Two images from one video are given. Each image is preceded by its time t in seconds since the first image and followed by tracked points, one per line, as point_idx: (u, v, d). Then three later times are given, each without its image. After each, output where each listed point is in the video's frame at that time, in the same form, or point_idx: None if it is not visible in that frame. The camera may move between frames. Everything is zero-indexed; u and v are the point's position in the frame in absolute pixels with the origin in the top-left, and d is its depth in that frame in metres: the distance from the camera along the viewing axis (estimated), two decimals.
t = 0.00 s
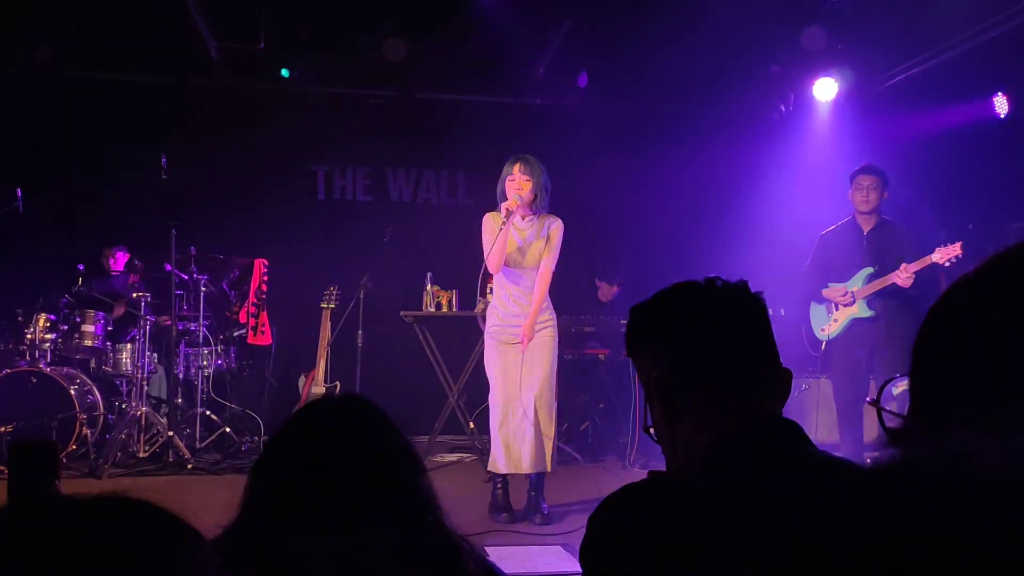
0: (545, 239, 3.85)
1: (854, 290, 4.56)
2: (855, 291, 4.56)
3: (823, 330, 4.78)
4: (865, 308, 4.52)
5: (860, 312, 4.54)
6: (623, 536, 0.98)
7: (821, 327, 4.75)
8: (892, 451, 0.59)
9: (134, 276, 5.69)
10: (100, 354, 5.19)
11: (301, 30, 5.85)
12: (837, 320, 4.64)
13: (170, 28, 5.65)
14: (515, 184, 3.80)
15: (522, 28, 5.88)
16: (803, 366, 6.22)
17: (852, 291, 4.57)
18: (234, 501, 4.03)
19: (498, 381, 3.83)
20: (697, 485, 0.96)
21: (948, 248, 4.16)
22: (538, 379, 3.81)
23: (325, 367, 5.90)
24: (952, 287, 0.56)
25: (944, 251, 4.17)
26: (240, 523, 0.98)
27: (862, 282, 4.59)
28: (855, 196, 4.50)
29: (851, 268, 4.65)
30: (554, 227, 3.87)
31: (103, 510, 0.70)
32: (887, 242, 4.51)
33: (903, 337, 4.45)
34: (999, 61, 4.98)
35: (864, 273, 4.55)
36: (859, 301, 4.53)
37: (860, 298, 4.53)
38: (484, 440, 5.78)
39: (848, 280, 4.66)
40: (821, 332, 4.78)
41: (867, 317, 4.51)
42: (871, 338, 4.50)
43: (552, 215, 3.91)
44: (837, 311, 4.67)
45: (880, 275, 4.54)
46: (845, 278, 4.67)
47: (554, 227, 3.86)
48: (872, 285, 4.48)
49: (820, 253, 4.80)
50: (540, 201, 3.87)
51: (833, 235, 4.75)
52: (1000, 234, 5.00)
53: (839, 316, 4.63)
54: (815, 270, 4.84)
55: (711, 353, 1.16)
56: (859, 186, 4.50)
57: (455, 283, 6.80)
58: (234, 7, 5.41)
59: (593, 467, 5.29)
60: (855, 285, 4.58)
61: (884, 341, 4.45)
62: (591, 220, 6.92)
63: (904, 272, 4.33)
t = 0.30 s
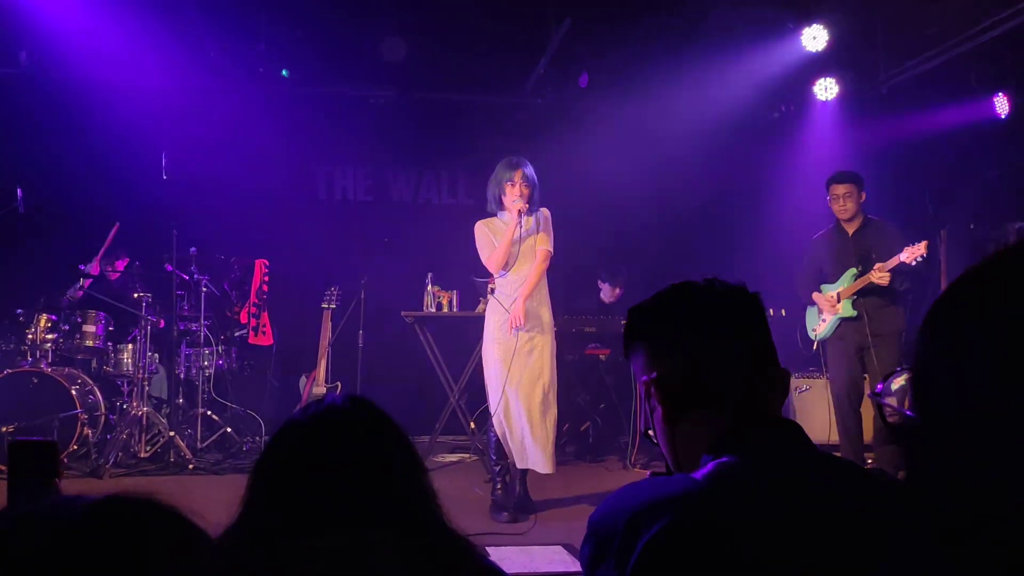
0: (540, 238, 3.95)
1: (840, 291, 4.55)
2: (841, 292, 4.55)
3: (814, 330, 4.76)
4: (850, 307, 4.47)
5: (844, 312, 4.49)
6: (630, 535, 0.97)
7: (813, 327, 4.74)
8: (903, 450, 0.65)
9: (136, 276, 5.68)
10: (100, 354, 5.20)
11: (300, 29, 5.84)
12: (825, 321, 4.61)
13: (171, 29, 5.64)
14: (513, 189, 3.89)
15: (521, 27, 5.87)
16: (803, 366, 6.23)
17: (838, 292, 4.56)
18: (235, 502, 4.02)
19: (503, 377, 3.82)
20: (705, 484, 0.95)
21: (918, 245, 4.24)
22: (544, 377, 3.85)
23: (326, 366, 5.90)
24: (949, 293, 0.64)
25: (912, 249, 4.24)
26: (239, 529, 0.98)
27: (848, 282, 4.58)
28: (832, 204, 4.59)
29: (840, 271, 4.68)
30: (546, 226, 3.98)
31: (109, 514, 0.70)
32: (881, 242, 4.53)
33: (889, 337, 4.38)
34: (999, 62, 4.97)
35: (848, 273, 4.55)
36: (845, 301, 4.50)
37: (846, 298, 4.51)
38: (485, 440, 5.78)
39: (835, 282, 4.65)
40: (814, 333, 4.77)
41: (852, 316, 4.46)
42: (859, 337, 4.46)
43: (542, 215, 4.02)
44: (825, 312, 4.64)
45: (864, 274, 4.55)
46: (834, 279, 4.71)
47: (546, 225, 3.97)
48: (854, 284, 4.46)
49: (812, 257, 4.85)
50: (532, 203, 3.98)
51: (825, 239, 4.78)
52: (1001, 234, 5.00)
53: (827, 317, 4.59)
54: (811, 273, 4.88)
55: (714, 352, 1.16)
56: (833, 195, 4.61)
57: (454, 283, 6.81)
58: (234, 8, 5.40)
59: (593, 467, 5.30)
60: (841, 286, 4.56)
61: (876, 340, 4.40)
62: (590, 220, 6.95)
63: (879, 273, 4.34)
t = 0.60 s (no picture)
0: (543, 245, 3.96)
1: (841, 292, 4.53)
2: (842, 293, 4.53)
3: (819, 334, 4.74)
4: (853, 307, 4.45)
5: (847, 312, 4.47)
6: (631, 535, 0.97)
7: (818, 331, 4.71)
8: (908, 451, 0.66)
9: (137, 276, 5.68)
10: (102, 355, 5.19)
11: (301, 32, 5.84)
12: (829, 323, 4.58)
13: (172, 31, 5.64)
14: (518, 197, 3.90)
15: (524, 30, 5.87)
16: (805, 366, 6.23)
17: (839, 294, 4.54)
18: (238, 503, 4.02)
19: (510, 379, 3.81)
20: (707, 483, 0.95)
21: (915, 238, 4.26)
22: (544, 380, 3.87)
23: (327, 367, 5.89)
24: (950, 292, 0.65)
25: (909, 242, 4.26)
26: (241, 528, 0.98)
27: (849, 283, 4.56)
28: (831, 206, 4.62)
29: (840, 272, 4.67)
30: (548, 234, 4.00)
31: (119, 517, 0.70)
32: (880, 242, 4.53)
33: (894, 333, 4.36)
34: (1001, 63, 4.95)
35: (849, 275, 4.54)
36: (847, 301, 4.48)
37: (848, 299, 4.49)
38: (486, 441, 5.77)
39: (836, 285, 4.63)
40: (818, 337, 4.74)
41: (855, 316, 4.44)
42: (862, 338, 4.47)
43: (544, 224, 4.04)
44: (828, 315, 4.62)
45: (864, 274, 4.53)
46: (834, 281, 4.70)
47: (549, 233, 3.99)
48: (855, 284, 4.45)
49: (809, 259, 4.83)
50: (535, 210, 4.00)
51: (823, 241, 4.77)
52: (1003, 236, 4.98)
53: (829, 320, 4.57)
54: (811, 274, 4.85)
55: (715, 352, 1.15)
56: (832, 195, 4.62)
57: (456, 284, 6.84)
58: (235, 11, 5.41)
59: (595, 468, 5.29)
60: (842, 287, 4.55)
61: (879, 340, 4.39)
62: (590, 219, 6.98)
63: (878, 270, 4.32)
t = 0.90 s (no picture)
0: (548, 247, 3.96)
1: (851, 291, 4.52)
2: (851, 292, 4.52)
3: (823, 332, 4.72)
4: (861, 307, 4.46)
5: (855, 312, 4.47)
6: (638, 536, 0.97)
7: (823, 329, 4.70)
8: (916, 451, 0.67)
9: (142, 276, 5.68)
10: (108, 354, 5.20)
11: (306, 31, 5.84)
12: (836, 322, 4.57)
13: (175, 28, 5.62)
14: (519, 199, 3.91)
15: (528, 28, 5.87)
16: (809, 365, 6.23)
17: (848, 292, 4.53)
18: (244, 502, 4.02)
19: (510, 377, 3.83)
20: (712, 481, 0.95)
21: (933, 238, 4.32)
22: (544, 379, 3.87)
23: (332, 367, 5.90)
24: (955, 293, 0.64)
25: (930, 241, 4.29)
26: (248, 526, 0.98)
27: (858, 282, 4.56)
28: (845, 209, 4.55)
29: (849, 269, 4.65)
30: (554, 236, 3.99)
31: (127, 515, 0.62)
32: (890, 241, 4.52)
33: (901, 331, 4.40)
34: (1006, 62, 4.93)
35: (858, 273, 4.53)
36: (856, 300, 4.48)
37: (857, 298, 4.49)
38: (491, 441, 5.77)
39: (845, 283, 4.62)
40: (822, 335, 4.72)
41: (863, 315, 4.44)
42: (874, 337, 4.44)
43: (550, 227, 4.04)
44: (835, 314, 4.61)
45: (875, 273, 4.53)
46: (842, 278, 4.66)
47: (555, 235, 3.98)
48: (866, 283, 4.46)
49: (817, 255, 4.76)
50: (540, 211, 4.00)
51: (831, 240, 4.73)
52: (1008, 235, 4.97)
53: (838, 318, 4.56)
54: (817, 272, 4.80)
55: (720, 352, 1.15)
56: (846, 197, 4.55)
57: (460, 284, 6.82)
58: (240, 8, 5.40)
59: (600, 467, 5.30)
60: (851, 285, 4.55)
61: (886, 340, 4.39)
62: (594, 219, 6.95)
63: (896, 265, 4.34)
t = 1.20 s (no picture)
0: (564, 246, 3.93)
1: (880, 291, 4.48)
2: (880, 292, 4.48)
3: (849, 330, 4.69)
4: (892, 308, 4.40)
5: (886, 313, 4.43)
6: (656, 537, 0.97)
7: (849, 328, 4.65)
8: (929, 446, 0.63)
9: (162, 277, 5.71)
10: (128, 355, 5.23)
11: (325, 33, 5.86)
12: (864, 322, 4.54)
13: (195, 30, 5.66)
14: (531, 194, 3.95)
15: (548, 30, 5.87)
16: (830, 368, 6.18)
17: (877, 292, 4.49)
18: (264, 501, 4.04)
19: (512, 377, 3.89)
20: (732, 482, 0.94)
21: (974, 247, 4.17)
22: (553, 382, 3.85)
23: (350, 368, 5.90)
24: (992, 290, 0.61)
25: (967, 252, 4.18)
26: (272, 525, 0.98)
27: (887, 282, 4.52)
28: (881, 201, 4.49)
29: (874, 269, 4.59)
30: (572, 235, 3.95)
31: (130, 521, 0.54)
32: (921, 242, 4.42)
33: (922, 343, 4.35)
34: None
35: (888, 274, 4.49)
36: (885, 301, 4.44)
37: (886, 299, 4.44)
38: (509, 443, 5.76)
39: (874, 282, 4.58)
40: (848, 334, 4.68)
41: (894, 317, 4.40)
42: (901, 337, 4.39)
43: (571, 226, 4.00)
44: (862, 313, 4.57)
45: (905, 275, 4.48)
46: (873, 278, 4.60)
47: (573, 234, 3.94)
48: (896, 287, 4.40)
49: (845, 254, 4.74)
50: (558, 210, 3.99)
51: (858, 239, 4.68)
52: None
53: (865, 318, 4.53)
54: (839, 274, 4.77)
55: (742, 351, 1.14)
56: (883, 190, 4.49)
57: (479, 287, 6.82)
58: (260, 9, 5.43)
59: (618, 470, 5.28)
60: (880, 286, 4.50)
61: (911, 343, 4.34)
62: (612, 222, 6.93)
63: (926, 273, 4.26)
